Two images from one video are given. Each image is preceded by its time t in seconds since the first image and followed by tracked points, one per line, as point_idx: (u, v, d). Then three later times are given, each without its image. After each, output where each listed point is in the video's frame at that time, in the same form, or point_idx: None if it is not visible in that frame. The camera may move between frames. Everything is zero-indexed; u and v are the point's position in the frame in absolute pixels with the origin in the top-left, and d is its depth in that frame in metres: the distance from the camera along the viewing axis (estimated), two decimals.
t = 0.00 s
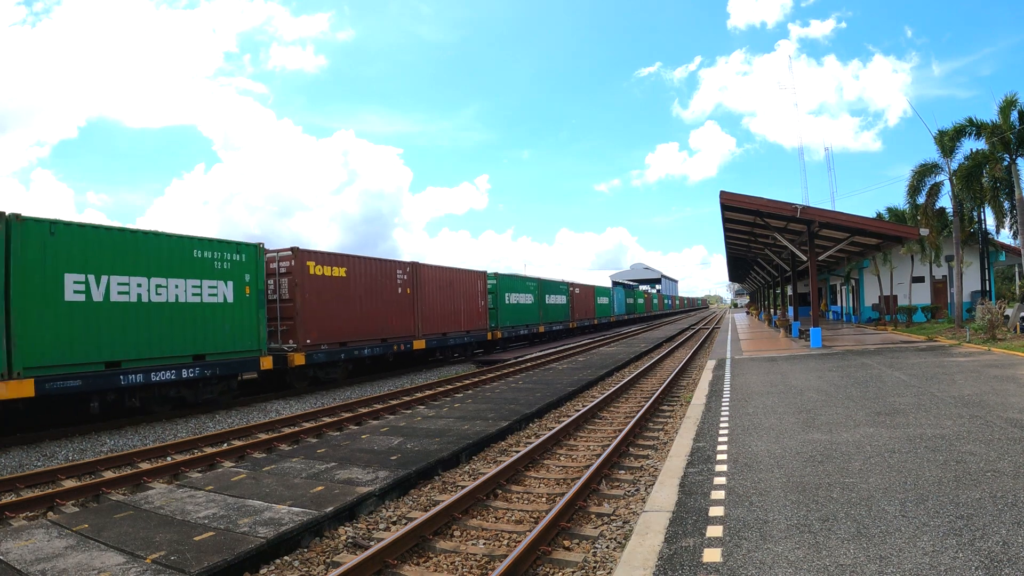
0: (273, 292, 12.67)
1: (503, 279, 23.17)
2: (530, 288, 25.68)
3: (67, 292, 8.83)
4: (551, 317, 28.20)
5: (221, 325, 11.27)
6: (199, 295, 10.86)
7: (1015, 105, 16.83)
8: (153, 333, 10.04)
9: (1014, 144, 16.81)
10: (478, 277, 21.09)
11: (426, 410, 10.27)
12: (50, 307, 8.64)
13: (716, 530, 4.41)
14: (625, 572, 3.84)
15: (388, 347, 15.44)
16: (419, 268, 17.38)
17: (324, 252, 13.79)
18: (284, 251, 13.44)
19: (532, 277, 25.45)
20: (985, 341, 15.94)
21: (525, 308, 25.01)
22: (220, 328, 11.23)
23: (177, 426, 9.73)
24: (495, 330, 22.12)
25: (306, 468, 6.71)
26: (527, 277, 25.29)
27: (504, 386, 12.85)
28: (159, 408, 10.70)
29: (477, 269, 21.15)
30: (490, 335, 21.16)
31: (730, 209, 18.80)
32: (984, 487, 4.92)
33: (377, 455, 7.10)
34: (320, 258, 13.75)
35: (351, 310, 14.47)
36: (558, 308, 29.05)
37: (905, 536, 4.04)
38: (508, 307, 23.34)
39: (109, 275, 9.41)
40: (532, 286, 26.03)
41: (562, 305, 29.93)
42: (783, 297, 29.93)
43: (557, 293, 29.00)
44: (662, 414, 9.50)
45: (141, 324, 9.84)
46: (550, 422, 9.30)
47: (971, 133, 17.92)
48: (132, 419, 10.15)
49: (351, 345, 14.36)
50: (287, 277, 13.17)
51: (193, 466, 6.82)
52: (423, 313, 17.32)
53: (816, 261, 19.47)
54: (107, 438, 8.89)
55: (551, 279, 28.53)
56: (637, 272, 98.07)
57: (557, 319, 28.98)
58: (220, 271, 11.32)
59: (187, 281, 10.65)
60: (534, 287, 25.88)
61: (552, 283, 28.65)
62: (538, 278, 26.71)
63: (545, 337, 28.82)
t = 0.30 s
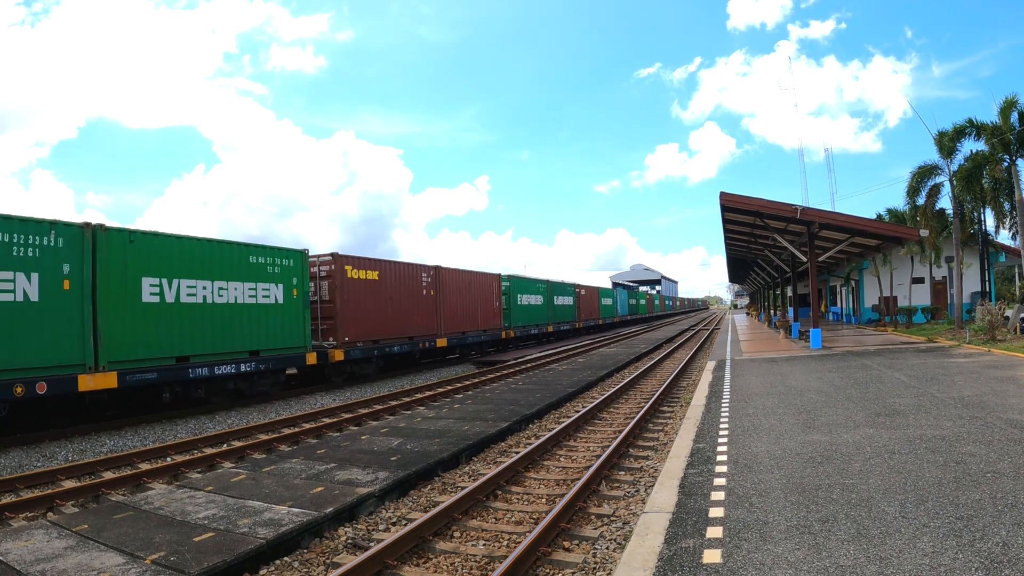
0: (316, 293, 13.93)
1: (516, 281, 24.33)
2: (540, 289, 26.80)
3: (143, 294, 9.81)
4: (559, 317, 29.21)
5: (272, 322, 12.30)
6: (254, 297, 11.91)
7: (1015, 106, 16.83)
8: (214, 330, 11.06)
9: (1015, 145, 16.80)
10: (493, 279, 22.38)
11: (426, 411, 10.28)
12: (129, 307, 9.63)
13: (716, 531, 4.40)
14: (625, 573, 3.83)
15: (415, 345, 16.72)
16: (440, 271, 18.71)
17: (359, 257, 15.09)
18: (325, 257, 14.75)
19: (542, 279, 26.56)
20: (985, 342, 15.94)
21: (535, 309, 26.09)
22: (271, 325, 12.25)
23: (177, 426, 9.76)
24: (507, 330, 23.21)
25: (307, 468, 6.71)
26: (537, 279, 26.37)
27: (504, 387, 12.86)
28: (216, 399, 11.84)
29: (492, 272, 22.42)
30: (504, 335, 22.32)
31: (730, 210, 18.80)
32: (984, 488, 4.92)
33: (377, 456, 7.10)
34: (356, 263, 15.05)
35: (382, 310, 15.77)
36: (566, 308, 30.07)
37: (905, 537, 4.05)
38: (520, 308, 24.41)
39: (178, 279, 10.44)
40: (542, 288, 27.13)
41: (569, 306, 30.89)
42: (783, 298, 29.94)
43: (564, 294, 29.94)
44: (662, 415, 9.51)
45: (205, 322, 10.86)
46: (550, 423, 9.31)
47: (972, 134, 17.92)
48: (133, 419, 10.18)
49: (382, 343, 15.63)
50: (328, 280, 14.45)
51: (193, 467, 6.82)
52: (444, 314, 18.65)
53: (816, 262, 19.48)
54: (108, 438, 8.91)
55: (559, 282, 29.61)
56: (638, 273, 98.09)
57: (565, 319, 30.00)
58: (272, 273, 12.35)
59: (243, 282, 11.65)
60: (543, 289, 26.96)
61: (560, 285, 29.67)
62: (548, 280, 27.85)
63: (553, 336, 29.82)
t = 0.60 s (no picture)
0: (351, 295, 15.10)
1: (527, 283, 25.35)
2: (549, 291, 27.79)
3: (208, 296, 10.91)
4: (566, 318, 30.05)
5: (315, 322, 13.45)
6: (300, 298, 13.04)
7: (1016, 108, 16.85)
8: (265, 328, 12.19)
9: (1015, 146, 16.82)
10: (506, 282, 23.50)
11: (426, 412, 10.28)
12: (196, 307, 10.73)
13: (716, 533, 4.40)
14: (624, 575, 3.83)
15: (437, 343, 17.89)
16: (458, 275, 19.91)
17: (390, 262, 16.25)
18: (357, 261, 15.88)
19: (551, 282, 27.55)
20: (985, 343, 15.93)
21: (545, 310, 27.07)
22: (315, 324, 13.39)
23: (177, 426, 9.79)
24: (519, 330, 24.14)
25: (307, 469, 6.71)
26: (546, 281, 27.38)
27: (503, 388, 12.86)
28: (267, 390, 13.09)
29: (505, 275, 23.53)
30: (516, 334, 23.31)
31: (730, 212, 18.82)
32: (983, 490, 4.91)
33: (377, 457, 7.10)
34: (386, 267, 16.22)
35: (409, 311, 16.92)
36: (573, 310, 30.95)
37: (905, 539, 4.04)
38: (530, 309, 25.33)
39: (237, 283, 11.55)
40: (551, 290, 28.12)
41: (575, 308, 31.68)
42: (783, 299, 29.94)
43: (571, 296, 30.77)
44: (662, 417, 9.49)
45: (259, 321, 12.00)
46: (550, 424, 9.30)
47: (972, 136, 17.94)
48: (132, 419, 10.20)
49: (409, 341, 16.77)
50: (361, 283, 15.60)
51: (193, 468, 6.82)
52: (463, 314, 19.83)
53: (816, 264, 19.48)
54: (107, 439, 8.91)
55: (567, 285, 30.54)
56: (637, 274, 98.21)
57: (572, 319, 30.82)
58: (315, 277, 13.51)
59: (291, 285, 12.78)
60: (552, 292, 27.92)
61: (567, 288, 30.55)
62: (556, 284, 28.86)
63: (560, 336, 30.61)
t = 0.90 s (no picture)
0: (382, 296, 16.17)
1: (537, 284, 26.06)
2: (557, 292, 28.43)
3: (262, 297, 12.06)
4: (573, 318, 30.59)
5: (352, 321, 14.59)
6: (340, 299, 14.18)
7: (1016, 109, 16.88)
8: (310, 327, 13.26)
9: (1014, 147, 16.84)
10: (518, 284, 24.36)
11: (426, 413, 10.28)
12: (250, 307, 11.83)
13: (716, 534, 4.40)
14: None
15: (458, 341, 19.00)
16: (475, 277, 20.99)
17: (415, 265, 17.34)
18: (386, 264, 16.97)
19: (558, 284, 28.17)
20: (985, 344, 15.92)
21: (553, 310, 27.69)
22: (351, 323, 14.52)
23: (177, 426, 9.80)
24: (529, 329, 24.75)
25: (307, 470, 6.71)
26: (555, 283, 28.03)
27: (503, 389, 12.86)
28: (311, 385, 14.09)
29: (518, 278, 24.34)
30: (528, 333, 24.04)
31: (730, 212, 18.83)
32: (983, 491, 4.91)
33: (377, 458, 7.10)
34: (412, 270, 17.34)
35: (432, 312, 18.03)
36: (579, 310, 31.46)
37: (904, 540, 4.05)
38: (539, 309, 25.95)
39: (286, 286, 12.66)
40: (559, 291, 28.75)
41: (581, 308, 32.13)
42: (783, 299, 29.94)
43: (577, 297, 31.25)
44: (661, 418, 9.49)
45: (304, 320, 13.08)
46: (550, 425, 9.30)
47: (972, 137, 17.95)
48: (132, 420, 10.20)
49: (433, 339, 17.90)
50: (389, 286, 16.68)
51: (193, 468, 6.82)
52: (479, 314, 20.86)
53: (816, 265, 19.49)
54: (107, 439, 8.89)
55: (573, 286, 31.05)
56: (637, 275, 98.23)
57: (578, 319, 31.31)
58: (352, 280, 14.63)
59: (332, 287, 13.92)
60: (560, 293, 28.53)
61: (574, 288, 31.09)
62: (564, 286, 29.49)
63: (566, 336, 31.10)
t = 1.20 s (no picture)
0: (407, 297, 17.07)
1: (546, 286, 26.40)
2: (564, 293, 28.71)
3: (306, 299, 13.01)
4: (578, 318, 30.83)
5: (382, 320, 15.49)
6: (371, 300, 15.10)
7: (1015, 110, 16.88)
8: (346, 326, 14.21)
9: (1014, 148, 16.84)
10: (529, 284, 24.83)
11: (425, 413, 10.28)
12: (295, 307, 12.78)
13: (716, 534, 4.41)
14: None
15: (476, 339, 19.79)
16: (490, 279, 21.72)
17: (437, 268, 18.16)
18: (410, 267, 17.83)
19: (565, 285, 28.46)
20: (985, 345, 15.94)
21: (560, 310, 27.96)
22: (381, 322, 15.43)
23: (177, 426, 9.81)
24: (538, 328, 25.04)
25: (306, 470, 6.71)
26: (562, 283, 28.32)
27: (503, 389, 12.86)
28: (346, 379, 15.01)
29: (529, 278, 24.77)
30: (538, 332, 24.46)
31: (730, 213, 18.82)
32: (982, 491, 4.92)
33: (376, 458, 7.09)
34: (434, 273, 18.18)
35: (452, 312, 18.81)
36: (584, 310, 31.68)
37: (904, 540, 4.05)
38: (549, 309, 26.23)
39: (326, 287, 13.62)
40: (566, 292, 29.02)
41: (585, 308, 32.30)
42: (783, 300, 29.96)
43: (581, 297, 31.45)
44: (661, 418, 9.49)
45: (340, 319, 14.01)
46: (549, 425, 9.30)
47: (971, 137, 17.94)
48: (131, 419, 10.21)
49: (453, 338, 18.71)
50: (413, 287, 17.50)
51: (193, 468, 6.82)
52: (495, 314, 21.54)
53: (815, 265, 19.52)
54: (107, 439, 8.90)
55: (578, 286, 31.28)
56: (637, 276, 98.22)
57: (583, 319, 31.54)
58: (382, 282, 15.57)
59: (365, 289, 14.86)
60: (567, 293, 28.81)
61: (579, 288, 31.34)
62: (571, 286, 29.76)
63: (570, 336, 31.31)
